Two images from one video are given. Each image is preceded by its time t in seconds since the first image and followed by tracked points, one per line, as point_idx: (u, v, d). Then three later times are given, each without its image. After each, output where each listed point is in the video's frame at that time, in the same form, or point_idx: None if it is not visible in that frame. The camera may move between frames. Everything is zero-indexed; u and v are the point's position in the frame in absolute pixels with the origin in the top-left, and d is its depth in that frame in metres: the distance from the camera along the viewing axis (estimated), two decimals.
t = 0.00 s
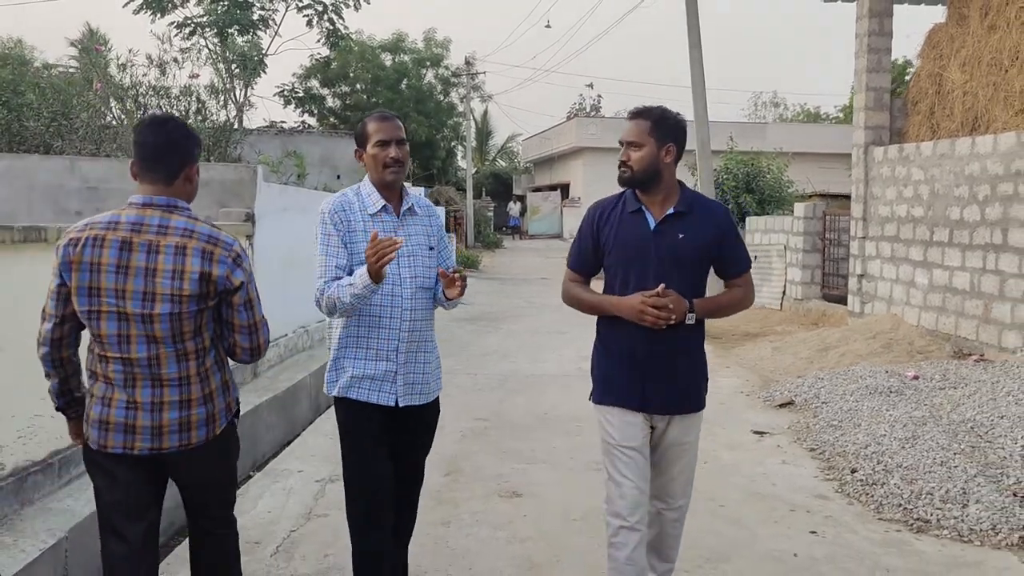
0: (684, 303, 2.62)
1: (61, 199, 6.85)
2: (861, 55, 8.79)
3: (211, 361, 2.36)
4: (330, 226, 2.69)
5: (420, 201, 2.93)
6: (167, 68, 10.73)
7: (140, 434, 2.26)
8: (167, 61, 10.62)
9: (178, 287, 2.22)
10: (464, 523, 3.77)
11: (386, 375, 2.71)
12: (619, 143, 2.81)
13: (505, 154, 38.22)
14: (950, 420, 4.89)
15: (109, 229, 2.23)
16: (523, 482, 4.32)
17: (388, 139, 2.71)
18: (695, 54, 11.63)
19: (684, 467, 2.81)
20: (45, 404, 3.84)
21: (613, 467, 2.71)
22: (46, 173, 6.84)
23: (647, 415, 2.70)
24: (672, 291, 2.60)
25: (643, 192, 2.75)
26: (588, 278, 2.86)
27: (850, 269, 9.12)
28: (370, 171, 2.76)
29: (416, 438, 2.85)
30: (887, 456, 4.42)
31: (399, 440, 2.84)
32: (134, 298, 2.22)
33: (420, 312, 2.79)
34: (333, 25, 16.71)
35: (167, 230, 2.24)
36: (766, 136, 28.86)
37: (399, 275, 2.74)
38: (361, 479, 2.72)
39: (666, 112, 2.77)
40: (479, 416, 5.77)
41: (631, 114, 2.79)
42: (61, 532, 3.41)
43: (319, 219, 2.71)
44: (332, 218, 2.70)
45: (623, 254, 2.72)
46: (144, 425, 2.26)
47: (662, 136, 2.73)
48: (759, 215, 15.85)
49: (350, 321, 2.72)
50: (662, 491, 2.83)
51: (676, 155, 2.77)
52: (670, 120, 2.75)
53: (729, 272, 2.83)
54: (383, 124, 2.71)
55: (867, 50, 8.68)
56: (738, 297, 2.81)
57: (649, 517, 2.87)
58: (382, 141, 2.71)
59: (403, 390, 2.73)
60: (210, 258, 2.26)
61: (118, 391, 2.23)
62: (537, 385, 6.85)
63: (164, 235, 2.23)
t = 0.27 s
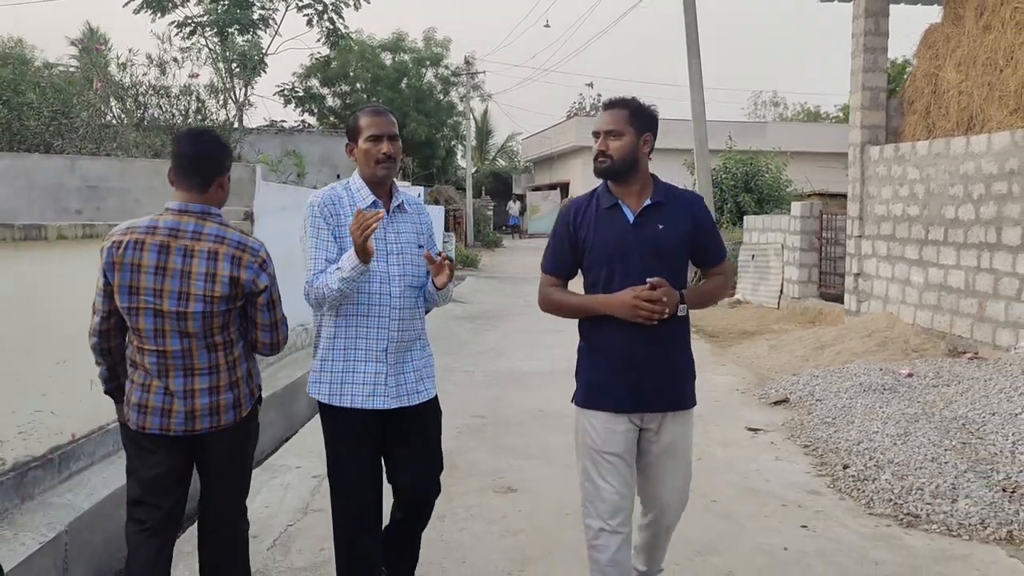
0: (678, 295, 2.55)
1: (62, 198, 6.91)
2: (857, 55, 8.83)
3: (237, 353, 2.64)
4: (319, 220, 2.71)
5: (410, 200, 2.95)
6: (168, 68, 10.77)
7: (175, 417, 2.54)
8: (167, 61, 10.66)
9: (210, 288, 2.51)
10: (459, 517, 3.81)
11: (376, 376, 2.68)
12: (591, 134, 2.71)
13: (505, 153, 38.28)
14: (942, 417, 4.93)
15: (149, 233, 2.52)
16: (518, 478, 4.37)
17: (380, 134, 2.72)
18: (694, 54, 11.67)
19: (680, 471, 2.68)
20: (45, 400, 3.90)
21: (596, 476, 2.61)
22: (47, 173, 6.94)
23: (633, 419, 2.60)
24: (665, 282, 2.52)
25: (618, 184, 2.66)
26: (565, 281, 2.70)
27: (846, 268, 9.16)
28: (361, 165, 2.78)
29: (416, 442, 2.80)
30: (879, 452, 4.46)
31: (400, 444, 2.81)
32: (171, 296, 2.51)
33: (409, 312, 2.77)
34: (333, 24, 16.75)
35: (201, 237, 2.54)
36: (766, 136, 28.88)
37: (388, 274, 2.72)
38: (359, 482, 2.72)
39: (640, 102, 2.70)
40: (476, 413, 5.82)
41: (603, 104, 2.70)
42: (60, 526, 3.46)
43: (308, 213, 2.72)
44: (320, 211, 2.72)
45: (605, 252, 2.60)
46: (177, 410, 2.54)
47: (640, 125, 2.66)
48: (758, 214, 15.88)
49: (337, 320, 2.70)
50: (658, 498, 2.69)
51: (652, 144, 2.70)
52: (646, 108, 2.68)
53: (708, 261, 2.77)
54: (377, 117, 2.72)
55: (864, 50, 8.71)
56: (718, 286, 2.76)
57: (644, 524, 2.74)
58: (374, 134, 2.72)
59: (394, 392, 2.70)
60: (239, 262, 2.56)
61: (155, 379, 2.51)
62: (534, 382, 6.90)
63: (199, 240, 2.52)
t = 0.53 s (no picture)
0: (665, 292, 2.54)
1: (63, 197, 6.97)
2: (853, 55, 8.87)
3: (261, 332, 2.87)
4: (307, 217, 2.67)
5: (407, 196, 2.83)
6: (167, 68, 10.82)
7: (205, 391, 2.76)
8: (167, 61, 10.71)
9: (237, 270, 2.75)
10: (455, 511, 3.87)
11: (364, 376, 2.62)
12: (575, 128, 2.69)
13: (505, 153, 38.34)
14: (934, 413, 4.98)
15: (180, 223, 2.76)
16: (513, 473, 4.42)
17: (379, 131, 2.67)
18: (691, 54, 11.73)
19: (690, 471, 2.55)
20: (45, 395, 3.95)
21: (589, 480, 2.61)
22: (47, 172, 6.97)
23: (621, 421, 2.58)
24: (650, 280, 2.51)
25: (602, 180, 2.64)
26: (548, 279, 2.67)
27: (842, 267, 9.21)
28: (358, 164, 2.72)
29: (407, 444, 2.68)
30: (871, 448, 4.51)
31: (390, 448, 2.68)
32: (201, 279, 2.75)
33: (399, 312, 2.68)
34: (333, 25, 16.81)
35: (227, 225, 2.77)
36: (765, 136, 28.92)
37: (377, 271, 2.65)
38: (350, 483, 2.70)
39: (621, 98, 2.71)
40: (473, 410, 5.87)
41: (586, 98, 2.68)
42: (61, 519, 3.52)
43: (297, 210, 2.69)
44: (312, 209, 2.68)
45: (589, 248, 2.58)
46: (206, 385, 2.76)
47: (624, 120, 2.66)
48: (756, 213, 15.93)
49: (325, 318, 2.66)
50: (671, 503, 2.55)
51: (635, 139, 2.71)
52: (628, 104, 2.69)
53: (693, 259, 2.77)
54: (377, 115, 2.67)
55: (859, 50, 8.76)
56: (704, 283, 2.76)
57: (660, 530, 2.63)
58: (372, 131, 2.66)
59: (384, 393, 2.64)
60: (263, 247, 2.80)
61: (187, 356, 2.73)
62: (531, 380, 6.95)
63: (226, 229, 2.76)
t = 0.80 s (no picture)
0: (660, 294, 2.57)
1: (64, 197, 7.01)
2: (850, 55, 8.92)
3: (275, 320, 3.10)
4: (307, 222, 2.70)
5: (414, 198, 2.78)
6: (168, 68, 10.87)
7: (223, 375, 2.99)
8: (167, 61, 10.77)
9: (255, 261, 3.01)
10: (452, 505, 3.93)
11: (359, 380, 2.63)
12: (576, 128, 2.71)
13: (505, 153, 38.40)
14: (927, 410, 5.03)
15: (201, 220, 3.01)
16: (510, 469, 4.48)
17: (384, 131, 2.66)
18: (690, 54, 11.78)
19: (683, 472, 2.58)
20: (48, 391, 4.00)
21: (586, 481, 2.65)
22: (48, 171, 7.00)
23: (615, 420, 2.61)
24: (645, 285, 2.55)
25: (601, 179, 2.67)
26: (543, 277, 2.70)
27: (839, 266, 9.27)
28: (362, 165, 2.71)
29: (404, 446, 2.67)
30: (864, 444, 4.57)
31: (390, 452, 2.69)
32: (221, 271, 3.00)
33: (397, 317, 2.66)
34: (333, 25, 16.86)
35: (245, 220, 3.03)
36: (765, 136, 28.96)
37: (375, 278, 2.64)
38: (348, 483, 2.74)
39: (620, 96, 2.72)
40: (471, 407, 5.92)
41: (586, 98, 2.70)
42: (64, 512, 3.58)
43: (299, 214, 2.72)
44: (312, 211, 2.70)
45: (586, 247, 2.62)
46: (223, 369, 2.99)
47: (625, 120, 2.68)
48: (755, 213, 15.98)
49: (322, 320, 2.68)
50: (664, 501, 2.58)
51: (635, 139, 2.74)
52: (628, 103, 2.71)
53: (691, 260, 2.80)
54: (382, 115, 2.67)
55: (856, 50, 8.81)
56: (700, 284, 2.79)
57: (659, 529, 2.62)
58: (375, 132, 2.66)
59: (378, 399, 2.63)
60: (278, 239, 3.06)
61: (207, 342, 2.96)
62: (528, 378, 7.01)
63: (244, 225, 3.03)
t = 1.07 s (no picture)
0: (676, 302, 2.51)
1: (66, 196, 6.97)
2: (847, 56, 8.97)
3: (287, 312, 3.29)
4: (321, 224, 2.69)
5: (432, 193, 2.75)
6: (169, 69, 10.92)
7: (240, 363, 3.18)
8: (168, 62, 10.81)
9: (266, 256, 3.20)
10: (451, 501, 3.98)
11: (370, 380, 2.61)
12: (599, 126, 2.68)
13: (505, 153, 38.47)
14: (921, 407, 5.08)
15: (216, 221, 3.22)
16: (508, 465, 4.53)
17: (401, 120, 2.64)
18: (688, 54, 11.84)
19: (679, 487, 2.54)
20: (52, 388, 4.05)
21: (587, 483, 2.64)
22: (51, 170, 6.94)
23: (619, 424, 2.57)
24: (661, 292, 2.49)
25: (621, 180, 2.63)
26: (558, 277, 2.67)
27: (837, 266, 9.32)
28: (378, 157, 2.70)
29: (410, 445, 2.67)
30: (858, 441, 4.61)
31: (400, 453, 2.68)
32: (235, 267, 3.20)
33: (409, 316, 2.63)
34: (333, 25, 16.91)
35: (256, 219, 3.23)
36: (764, 136, 29.02)
37: (386, 278, 2.62)
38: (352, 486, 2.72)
39: (647, 97, 2.68)
40: (471, 405, 5.98)
41: (613, 96, 2.66)
42: (68, 507, 3.63)
43: (313, 215, 2.70)
44: (327, 209, 2.68)
45: (601, 248, 2.57)
46: (241, 358, 3.18)
47: (649, 121, 2.64)
48: (754, 213, 16.03)
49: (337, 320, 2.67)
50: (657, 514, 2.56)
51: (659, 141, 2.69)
52: (654, 104, 2.67)
53: (709, 270, 2.74)
54: (398, 105, 2.66)
55: (853, 51, 8.86)
56: (716, 295, 2.73)
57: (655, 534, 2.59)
58: (392, 121, 2.64)
59: (390, 400, 2.61)
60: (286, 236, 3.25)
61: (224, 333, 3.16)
62: (527, 376, 7.06)
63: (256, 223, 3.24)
